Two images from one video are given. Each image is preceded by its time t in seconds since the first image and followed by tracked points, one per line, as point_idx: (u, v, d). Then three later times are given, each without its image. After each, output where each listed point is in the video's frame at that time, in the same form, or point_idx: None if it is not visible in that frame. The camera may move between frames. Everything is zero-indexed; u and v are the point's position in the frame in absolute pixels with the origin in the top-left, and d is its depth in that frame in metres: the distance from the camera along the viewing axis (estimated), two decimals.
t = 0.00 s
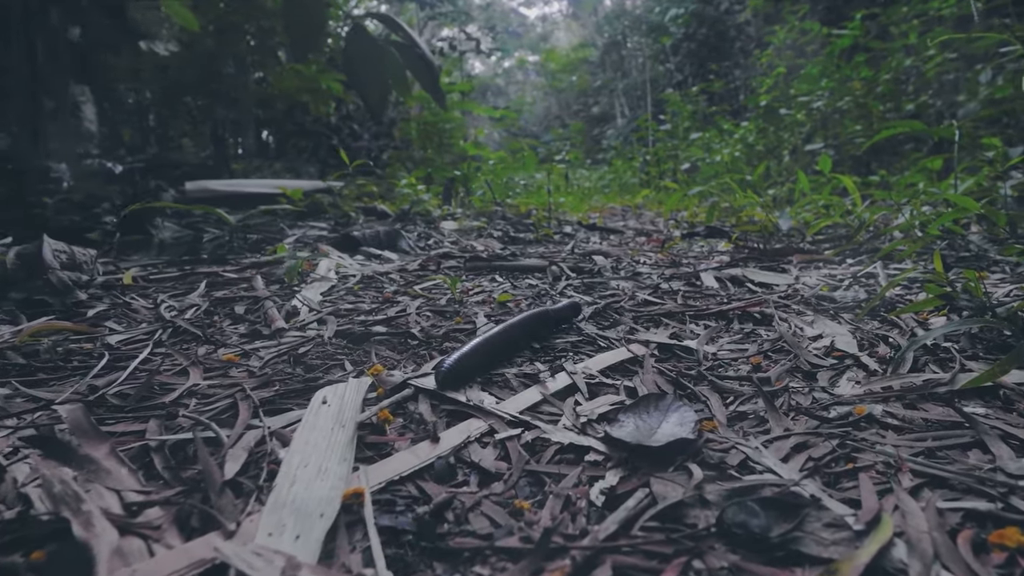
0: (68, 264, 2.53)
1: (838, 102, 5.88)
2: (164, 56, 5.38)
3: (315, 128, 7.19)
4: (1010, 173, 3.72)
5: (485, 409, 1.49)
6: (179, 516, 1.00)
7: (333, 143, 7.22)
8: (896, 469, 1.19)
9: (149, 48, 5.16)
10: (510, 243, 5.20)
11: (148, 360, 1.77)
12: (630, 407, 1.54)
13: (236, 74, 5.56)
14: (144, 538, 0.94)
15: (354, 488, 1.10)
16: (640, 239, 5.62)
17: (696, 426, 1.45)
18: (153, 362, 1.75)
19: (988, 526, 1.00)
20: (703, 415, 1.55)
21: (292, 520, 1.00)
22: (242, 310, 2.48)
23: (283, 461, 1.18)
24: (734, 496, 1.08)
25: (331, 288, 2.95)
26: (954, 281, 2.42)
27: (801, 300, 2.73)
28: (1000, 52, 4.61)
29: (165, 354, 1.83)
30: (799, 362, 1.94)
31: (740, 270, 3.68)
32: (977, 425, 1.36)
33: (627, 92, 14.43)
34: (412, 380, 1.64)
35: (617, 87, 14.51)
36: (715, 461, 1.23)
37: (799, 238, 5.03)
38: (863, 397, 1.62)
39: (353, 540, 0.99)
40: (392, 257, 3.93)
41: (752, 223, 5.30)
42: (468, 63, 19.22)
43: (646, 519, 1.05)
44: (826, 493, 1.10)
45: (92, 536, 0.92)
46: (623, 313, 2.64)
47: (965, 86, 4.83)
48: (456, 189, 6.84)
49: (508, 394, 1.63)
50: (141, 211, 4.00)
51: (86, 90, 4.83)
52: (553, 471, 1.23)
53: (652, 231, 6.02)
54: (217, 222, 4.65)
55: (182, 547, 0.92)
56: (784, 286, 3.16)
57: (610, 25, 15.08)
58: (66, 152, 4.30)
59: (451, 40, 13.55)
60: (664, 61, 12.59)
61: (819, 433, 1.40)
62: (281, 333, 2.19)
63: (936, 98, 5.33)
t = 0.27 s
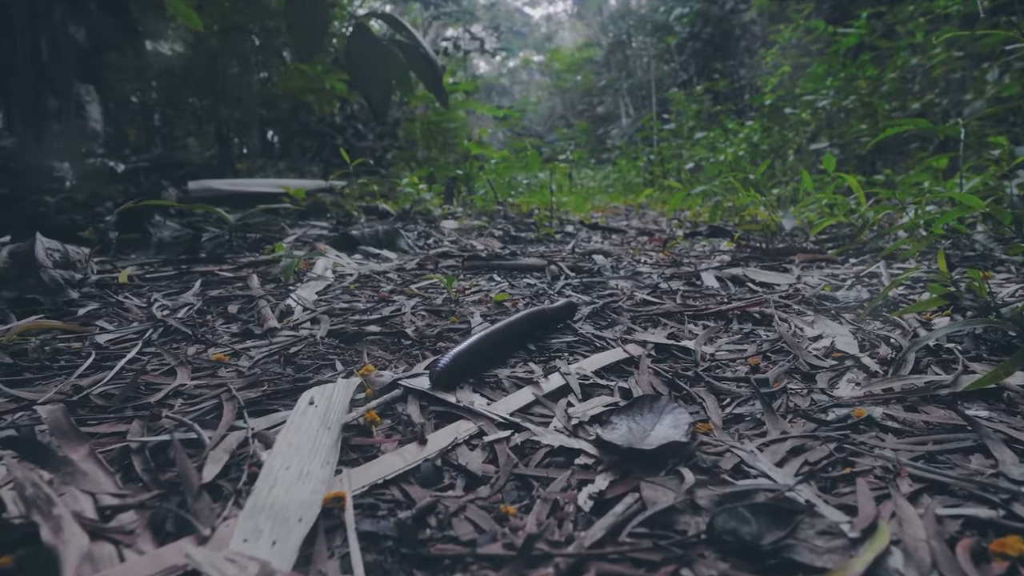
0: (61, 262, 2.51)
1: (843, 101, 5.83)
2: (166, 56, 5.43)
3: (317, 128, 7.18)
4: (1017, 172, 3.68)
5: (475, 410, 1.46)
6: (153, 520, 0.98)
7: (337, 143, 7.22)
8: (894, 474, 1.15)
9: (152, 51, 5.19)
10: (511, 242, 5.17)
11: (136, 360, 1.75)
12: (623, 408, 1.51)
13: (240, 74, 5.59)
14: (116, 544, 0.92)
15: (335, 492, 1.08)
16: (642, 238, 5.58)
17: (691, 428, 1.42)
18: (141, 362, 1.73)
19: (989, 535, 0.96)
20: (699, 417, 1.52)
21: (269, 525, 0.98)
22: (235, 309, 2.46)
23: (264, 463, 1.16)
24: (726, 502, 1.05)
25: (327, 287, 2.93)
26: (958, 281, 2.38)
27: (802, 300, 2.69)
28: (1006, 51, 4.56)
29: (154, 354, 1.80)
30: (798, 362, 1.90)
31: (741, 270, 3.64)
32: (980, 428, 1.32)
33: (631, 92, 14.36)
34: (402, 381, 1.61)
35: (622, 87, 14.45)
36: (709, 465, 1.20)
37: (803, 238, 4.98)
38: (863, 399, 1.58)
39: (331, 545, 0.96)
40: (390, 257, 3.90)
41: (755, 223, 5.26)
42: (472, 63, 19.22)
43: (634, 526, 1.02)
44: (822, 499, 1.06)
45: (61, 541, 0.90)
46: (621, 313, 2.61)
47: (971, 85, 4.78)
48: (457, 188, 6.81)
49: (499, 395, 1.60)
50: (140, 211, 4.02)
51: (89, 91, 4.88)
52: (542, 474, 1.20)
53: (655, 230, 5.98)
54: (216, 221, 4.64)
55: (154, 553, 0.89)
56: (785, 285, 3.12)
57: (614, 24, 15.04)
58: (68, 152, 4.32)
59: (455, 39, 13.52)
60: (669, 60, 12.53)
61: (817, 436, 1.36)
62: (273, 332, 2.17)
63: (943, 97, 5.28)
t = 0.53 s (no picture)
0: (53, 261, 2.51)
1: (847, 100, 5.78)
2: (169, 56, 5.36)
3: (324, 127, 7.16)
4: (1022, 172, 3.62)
5: (461, 411, 1.44)
6: (123, 524, 0.96)
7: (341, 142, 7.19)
8: (888, 478, 1.12)
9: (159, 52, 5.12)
10: (510, 241, 5.14)
11: (121, 359, 1.73)
12: (613, 410, 1.48)
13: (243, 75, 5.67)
14: (82, 548, 0.90)
15: (312, 495, 1.05)
16: (643, 238, 5.55)
17: (681, 430, 1.39)
18: (126, 361, 1.71)
19: (984, 542, 0.93)
20: (690, 419, 1.49)
21: (242, 529, 0.95)
22: (227, 309, 2.44)
23: (242, 465, 1.13)
24: (712, 507, 1.02)
25: (321, 286, 2.91)
26: (960, 281, 2.34)
27: (800, 300, 2.65)
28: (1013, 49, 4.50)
29: (140, 353, 1.78)
30: (795, 363, 1.87)
31: (741, 270, 3.61)
32: (977, 431, 1.28)
33: (636, 91, 14.29)
34: (389, 380, 1.59)
35: (626, 87, 14.39)
36: (697, 468, 1.17)
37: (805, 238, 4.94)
38: (859, 401, 1.55)
39: (305, 551, 0.94)
40: (387, 256, 3.89)
41: (757, 222, 5.21)
42: (477, 63, 19.23)
43: (617, 531, 0.99)
44: (811, 504, 1.03)
45: (25, 545, 0.88)
46: (617, 312, 2.58)
47: (977, 84, 4.73)
48: (457, 188, 6.79)
49: (487, 395, 1.57)
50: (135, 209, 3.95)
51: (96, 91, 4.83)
52: (525, 477, 1.18)
53: (657, 230, 5.94)
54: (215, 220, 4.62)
55: (121, 558, 0.87)
56: (785, 285, 3.09)
57: (619, 24, 14.98)
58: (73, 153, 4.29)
59: (459, 39, 13.48)
60: (673, 60, 12.47)
61: (810, 439, 1.33)
62: (263, 331, 2.15)
63: (948, 96, 5.22)
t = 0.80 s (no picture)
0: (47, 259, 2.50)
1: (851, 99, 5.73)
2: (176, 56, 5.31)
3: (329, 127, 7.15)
4: None
5: (450, 411, 1.42)
6: (97, 525, 0.94)
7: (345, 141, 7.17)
8: (883, 481, 1.09)
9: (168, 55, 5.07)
10: (511, 240, 5.12)
11: (110, 358, 1.71)
12: (605, 410, 1.45)
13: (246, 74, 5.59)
14: (54, 550, 0.88)
15: (292, 496, 1.03)
16: (645, 237, 5.52)
17: (673, 431, 1.36)
18: (115, 360, 1.70)
19: (980, 548, 0.90)
20: (683, 420, 1.46)
21: (219, 531, 0.93)
22: (221, 307, 2.43)
23: (223, 465, 1.11)
24: (700, 510, 0.99)
25: (317, 285, 2.90)
26: (963, 280, 2.30)
27: (800, 299, 2.62)
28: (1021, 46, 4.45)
29: (130, 352, 1.77)
30: (792, 363, 1.84)
31: (741, 269, 3.58)
32: (975, 434, 1.25)
33: (640, 91, 14.25)
34: (378, 379, 1.57)
35: (630, 86, 14.34)
36: (687, 470, 1.14)
37: (808, 237, 4.91)
38: (856, 402, 1.52)
39: (282, 554, 0.92)
40: (385, 254, 3.87)
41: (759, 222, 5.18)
42: (481, 63, 19.23)
43: (602, 535, 0.96)
44: (802, 508, 1.01)
45: None
46: (614, 312, 2.55)
47: (984, 83, 4.67)
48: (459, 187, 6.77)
49: (477, 395, 1.55)
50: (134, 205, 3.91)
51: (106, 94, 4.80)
52: (511, 479, 1.15)
53: (659, 229, 5.91)
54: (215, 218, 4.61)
55: (93, 560, 0.85)
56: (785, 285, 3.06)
57: (624, 23, 14.93)
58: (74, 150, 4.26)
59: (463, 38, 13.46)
60: (678, 59, 12.41)
61: (804, 440, 1.31)
62: (255, 330, 2.13)
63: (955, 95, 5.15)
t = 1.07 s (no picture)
0: (45, 259, 2.51)
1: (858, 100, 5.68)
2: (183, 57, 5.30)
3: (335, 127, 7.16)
4: None
5: (440, 412, 1.41)
6: (77, 526, 0.93)
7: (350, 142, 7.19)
8: (875, 484, 1.07)
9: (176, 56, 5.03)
10: (512, 240, 5.12)
11: (102, 357, 1.71)
12: (597, 411, 1.44)
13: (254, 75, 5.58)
14: (31, 551, 0.87)
15: (275, 496, 1.02)
16: (648, 237, 5.50)
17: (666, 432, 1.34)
18: (107, 359, 1.69)
19: (972, 554, 0.88)
20: (676, 422, 1.44)
21: (199, 532, 0.92)
22: (217, 306, 2.43)
23: (207, 466, 1.10)
24: (687, 513, 0.98)
25: (314, 284, 2.90)
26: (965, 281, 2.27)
27: (799, 299, 2.60)
28: None
29: (122, 351, 1.77)
30: (789, 364, 1.82)
31: (742, 269, 3.55)
32: (973, 437, 1.23)
33: (646, 91, 14.21)
34: (370, 379, 1.55)
35: (636, 86, 14.29)
36: (676, 472, 1.12)
37: (812, 237, 4.87)
38: (852, 404, 1.50)
39: (261, 556, 0.91)
40: (385, 254, 3.87)
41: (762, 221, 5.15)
42: (486, 63, 19.25)
43: (587, 538, 0.95)
44: (792, 512, 0.99)
45: None
46: (611, 312, 2.53)
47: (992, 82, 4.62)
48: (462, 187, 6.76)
49: (468, 395, 1.53)
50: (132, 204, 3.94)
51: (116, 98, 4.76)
52: (498, 480, 1.14)
53: (663, 229, 5.88)
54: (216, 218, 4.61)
55: (69, 561, 0.85)
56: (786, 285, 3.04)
57: (630, 22, 14.89)
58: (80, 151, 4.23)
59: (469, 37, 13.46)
60: (684, 58, 12.37)
61: (797, 442, 1.29)
62: (250, 330, 2.12)
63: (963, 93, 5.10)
